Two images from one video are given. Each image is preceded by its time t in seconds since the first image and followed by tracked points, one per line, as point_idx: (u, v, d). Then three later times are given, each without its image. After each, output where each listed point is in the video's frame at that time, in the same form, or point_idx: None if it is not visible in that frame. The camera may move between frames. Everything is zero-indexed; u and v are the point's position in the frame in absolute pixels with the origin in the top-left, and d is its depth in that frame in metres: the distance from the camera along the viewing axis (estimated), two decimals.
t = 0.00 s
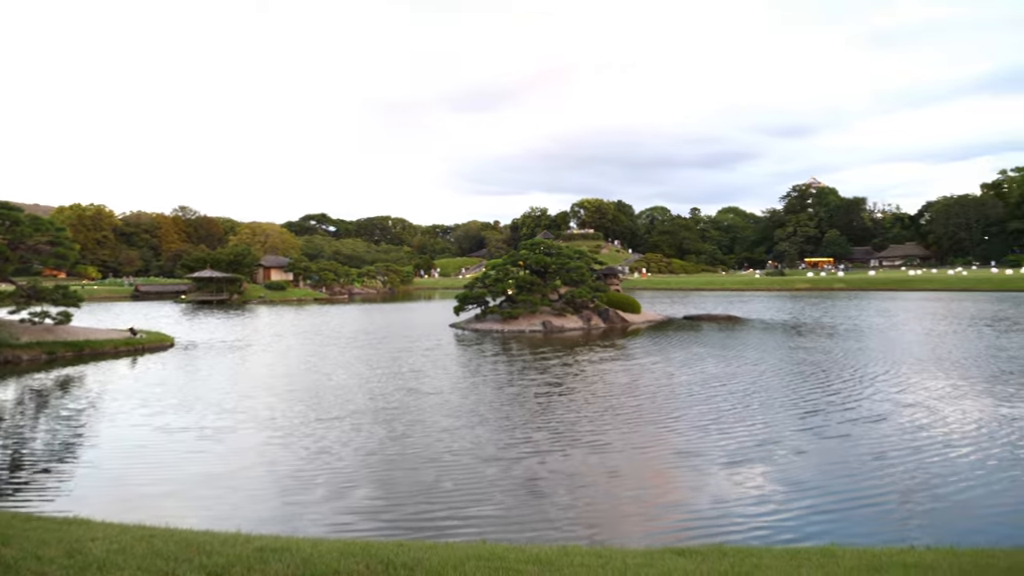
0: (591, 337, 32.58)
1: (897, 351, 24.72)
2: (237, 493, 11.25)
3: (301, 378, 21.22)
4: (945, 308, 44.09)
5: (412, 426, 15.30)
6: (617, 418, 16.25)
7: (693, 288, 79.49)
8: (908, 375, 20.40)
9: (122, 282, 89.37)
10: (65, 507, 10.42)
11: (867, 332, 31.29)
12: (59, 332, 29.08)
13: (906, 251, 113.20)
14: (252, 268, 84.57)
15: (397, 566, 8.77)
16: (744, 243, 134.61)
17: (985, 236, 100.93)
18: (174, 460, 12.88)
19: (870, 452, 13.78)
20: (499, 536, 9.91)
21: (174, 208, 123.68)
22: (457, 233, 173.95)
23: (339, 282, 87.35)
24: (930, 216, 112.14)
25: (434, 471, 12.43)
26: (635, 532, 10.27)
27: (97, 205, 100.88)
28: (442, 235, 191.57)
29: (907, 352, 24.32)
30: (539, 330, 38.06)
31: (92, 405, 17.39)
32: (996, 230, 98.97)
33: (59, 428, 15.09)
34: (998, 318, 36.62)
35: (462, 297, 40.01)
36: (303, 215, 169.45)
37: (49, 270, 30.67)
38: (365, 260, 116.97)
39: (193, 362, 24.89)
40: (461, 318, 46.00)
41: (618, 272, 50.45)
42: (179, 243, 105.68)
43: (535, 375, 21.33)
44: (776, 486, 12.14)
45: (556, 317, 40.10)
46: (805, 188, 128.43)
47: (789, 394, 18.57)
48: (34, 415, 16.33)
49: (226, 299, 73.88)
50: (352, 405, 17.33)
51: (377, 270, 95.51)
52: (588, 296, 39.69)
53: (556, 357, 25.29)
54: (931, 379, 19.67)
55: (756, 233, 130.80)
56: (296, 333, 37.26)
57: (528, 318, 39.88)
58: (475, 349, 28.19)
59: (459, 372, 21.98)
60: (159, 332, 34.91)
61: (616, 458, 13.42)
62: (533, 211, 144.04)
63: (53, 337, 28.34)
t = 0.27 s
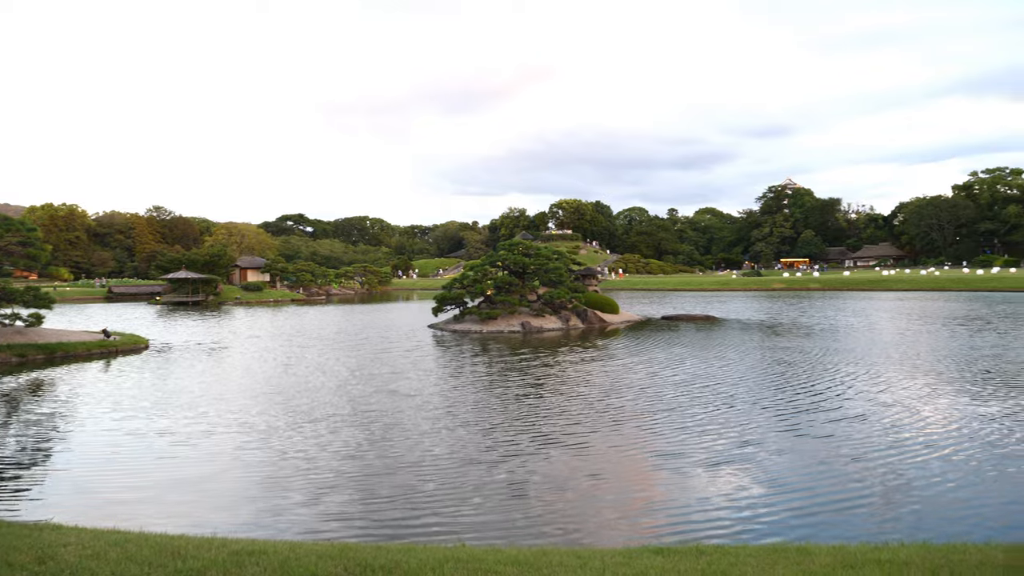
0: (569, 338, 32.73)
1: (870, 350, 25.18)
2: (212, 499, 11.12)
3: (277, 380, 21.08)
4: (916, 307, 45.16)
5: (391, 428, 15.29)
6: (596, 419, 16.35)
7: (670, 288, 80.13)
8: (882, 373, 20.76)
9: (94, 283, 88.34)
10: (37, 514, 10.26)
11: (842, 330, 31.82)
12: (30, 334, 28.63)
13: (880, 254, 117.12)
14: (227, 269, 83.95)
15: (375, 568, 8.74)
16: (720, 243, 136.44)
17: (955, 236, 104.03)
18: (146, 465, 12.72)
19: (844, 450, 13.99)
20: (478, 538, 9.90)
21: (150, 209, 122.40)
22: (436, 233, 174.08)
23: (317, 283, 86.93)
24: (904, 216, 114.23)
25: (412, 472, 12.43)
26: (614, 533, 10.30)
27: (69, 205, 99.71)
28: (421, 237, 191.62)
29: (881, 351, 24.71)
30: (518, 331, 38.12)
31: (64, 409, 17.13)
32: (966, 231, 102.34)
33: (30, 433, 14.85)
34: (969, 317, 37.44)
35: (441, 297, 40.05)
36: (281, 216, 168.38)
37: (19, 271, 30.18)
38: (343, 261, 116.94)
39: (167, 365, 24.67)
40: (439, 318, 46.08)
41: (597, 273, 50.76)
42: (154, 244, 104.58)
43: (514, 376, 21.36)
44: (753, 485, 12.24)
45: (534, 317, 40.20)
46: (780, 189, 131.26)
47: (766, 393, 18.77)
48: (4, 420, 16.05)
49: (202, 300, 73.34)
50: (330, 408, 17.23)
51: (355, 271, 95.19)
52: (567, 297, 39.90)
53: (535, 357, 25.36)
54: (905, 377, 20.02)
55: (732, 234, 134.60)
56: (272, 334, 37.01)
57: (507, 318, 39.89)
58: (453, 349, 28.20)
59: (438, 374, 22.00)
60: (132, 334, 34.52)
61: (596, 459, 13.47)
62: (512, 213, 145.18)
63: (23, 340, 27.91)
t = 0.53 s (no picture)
0: (548, 338, 32.89)
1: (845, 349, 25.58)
2: (187, 504, 11.00)
3: (252, 383, 20.92)
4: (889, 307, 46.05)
5: (369, 429, 15.24)
6: (575, 419, 16.41)
7: (648, 288, 80.65)
8: (857, 372, 21.05)
9: (65, 284, 87.25)
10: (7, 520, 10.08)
11: (817, 330, 32.30)
12: None
13: (854, 254, 119.63)
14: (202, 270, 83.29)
15: (352, 570, 8.70)
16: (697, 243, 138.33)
17: (929, 237, 105.86)
18: (119, 470, 12.55)
19: (820, 448, 14.17)
20: (456, 539, 9.90)
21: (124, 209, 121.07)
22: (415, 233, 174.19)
23: (294, 284, 86.40)
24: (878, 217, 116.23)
25: (389, 474, 12.40)
26: (592, 533, 10.33)
27: (41, 205, 98.40)
28: (399, 237, 191.49)
29: (855, 351, 25.07)
30: (497, 331, 38.10)
31: (35, 413, 16.86)
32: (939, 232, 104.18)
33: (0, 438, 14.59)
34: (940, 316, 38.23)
35: (419, 298, 40.13)
36: (259, 216, 167.14)
37: None
38: (320, 261, 116.83)
39: (141, 367, 24.44)
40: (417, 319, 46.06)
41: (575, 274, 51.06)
42: (129, 244, 103.45)
43: (492, 377, 21.39)
44: (730, 484, 12.34)
45: (513, 317, 40.27)
46: (757, 190, 134.77)
47: (744, 392, 18.94)
48: None
49: (177, 301, 72.77)
50: (306, 410, 17.14)
51: (333, 272, 94.79)
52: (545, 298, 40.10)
53: (513, 358, 25.42)
54: (880, 376, 20.33)
55: (709, 235, 136.10)
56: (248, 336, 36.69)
57: (485, 319, 39.78)
58: (431, 350, 28.21)
59: (416, 374, 21.96)
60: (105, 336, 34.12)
61: (574, 460, 13.51)
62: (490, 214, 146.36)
63: None
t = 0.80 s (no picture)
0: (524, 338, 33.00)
1: (818, 348, 25.97)
2: (157, 509, 10.85)
3: (224, 385, 20.73)
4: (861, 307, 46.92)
5: (343, 431, 15.17)
6: (551, 420, 16.45)
7: (623, 288, 81.18)
8: (830, 371, 21.37)
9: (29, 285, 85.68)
10: None
11: (789, 330, 32.75)
12: None
13: (825, 254, 121.85)
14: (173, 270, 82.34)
15: (326, 572, 8.64)
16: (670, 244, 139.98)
17: (897, 238, 109.87)
18: (86, 476, 12.33)
19: (793, 447, 14.35)
20: (432, 541, 9.87)
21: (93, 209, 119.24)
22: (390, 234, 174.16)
23: (267, 284, 85.16)
24: (849, 218, 118.49)
25: (364, 477, 12.35)
26: (569, 534, 10.36)
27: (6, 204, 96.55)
28: (374, 237, 190.91)
29: (827, 350, 25.45)
30: (472, 332, 38.05)
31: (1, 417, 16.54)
32: (908, 233, 108.22)
33: None
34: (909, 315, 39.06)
35: (394, 298, 40.11)
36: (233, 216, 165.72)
37: None
38: (294, 262, 116.17)
39: (109, 369, 24.11)
40: (392, 319, 45.92)
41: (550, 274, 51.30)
42: (98, 244, 101.81)
43: (467, 378, 21.37)
44: (704, 485, 12.44)
45: (488, 317, 40.30)
46: (730, 191, 134.94)
47: (719, 392, 19.12)
48: None
49: (149, 302, 71.95)
50: (280, 412, 17.01)
51: (308, 272, 94.18)
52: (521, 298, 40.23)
53: (489, 359, 25.44)
54: (853, 375, 20.65)
55: (683, 236, 137.19)
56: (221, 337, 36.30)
57: (461, 319, 39.77)
58: (406, 351, 28.18)
59: (391, 376, 21.91)
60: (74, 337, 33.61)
61: (551, 461, 13.55)
62: (466, 215, 147.07)
63: None
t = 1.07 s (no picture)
0: (497, 338, 33.08)
1: (790, 347, 26.35)
2: (123, 515, 10.68)
3: (190, 387, 20.47)
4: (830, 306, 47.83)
5: (315, 434, 15.08)
6: (525, 421, 16.49)
7: (596, 288, 81.58)
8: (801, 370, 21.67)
9: None
10: None
11: (758, 330, 33.21)
12: None
13: (796, 254, 124.00)
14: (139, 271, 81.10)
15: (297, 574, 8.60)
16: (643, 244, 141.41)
17: (865, 239, 111.43)
18: (48, 482, 12.09)
19: (763, 446, 14.52)
20: (404, 543, 9.87)
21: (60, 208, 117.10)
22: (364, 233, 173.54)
23: (238, 284, 84.44)
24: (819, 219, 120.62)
25: (334, 479, 12.29)
26: (541, 534, 10.40)
27: None
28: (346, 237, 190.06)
29: (796, 349, 25.81)
30: (445, 332, 38.05)
31: None
32: (875, 233, 109.80)
33: None
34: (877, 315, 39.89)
35: (367, 299, 39.93)
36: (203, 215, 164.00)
37: None
38: (266, 262, 115.36)
39: (72, 371, 23.70)
40: (364, 320, 45.74)
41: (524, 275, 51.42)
42: (63, 244, 99.90)
43: (440, 379, 21.34)
44: (676, 484, 12.53)
45: (461, 318, 40.33)
46: (702, 192, 136.64)
47: (692, 391, 19.30)
48: None
49: (115, 303, 70.82)
50: (250, 414, 16.87)
51: (279, 272, 93.56)
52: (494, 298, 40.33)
53: (462, 359, 25.43)
54: (823, 374, 20.96)
55: (655, 237, 138.23)
56: (191, 338, 35.84)
57: (434, 320, 39.76)
58: (377, 352, 28.07)
59: (362, 377, 21.81)
60: (36, 339, 32.93)
61: (524, 461, 13.60)
62: (439, 214, 147.28)
63: None
